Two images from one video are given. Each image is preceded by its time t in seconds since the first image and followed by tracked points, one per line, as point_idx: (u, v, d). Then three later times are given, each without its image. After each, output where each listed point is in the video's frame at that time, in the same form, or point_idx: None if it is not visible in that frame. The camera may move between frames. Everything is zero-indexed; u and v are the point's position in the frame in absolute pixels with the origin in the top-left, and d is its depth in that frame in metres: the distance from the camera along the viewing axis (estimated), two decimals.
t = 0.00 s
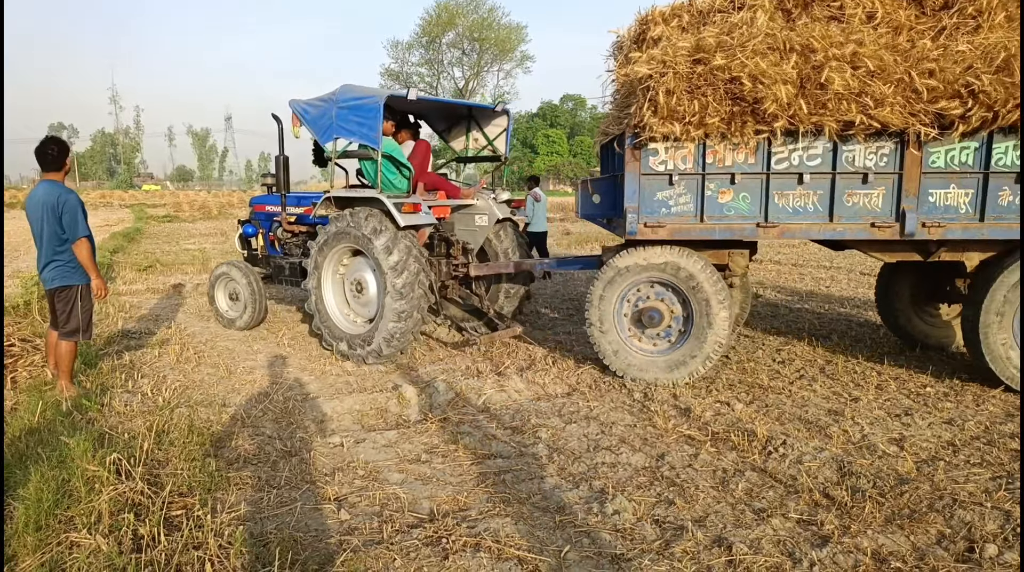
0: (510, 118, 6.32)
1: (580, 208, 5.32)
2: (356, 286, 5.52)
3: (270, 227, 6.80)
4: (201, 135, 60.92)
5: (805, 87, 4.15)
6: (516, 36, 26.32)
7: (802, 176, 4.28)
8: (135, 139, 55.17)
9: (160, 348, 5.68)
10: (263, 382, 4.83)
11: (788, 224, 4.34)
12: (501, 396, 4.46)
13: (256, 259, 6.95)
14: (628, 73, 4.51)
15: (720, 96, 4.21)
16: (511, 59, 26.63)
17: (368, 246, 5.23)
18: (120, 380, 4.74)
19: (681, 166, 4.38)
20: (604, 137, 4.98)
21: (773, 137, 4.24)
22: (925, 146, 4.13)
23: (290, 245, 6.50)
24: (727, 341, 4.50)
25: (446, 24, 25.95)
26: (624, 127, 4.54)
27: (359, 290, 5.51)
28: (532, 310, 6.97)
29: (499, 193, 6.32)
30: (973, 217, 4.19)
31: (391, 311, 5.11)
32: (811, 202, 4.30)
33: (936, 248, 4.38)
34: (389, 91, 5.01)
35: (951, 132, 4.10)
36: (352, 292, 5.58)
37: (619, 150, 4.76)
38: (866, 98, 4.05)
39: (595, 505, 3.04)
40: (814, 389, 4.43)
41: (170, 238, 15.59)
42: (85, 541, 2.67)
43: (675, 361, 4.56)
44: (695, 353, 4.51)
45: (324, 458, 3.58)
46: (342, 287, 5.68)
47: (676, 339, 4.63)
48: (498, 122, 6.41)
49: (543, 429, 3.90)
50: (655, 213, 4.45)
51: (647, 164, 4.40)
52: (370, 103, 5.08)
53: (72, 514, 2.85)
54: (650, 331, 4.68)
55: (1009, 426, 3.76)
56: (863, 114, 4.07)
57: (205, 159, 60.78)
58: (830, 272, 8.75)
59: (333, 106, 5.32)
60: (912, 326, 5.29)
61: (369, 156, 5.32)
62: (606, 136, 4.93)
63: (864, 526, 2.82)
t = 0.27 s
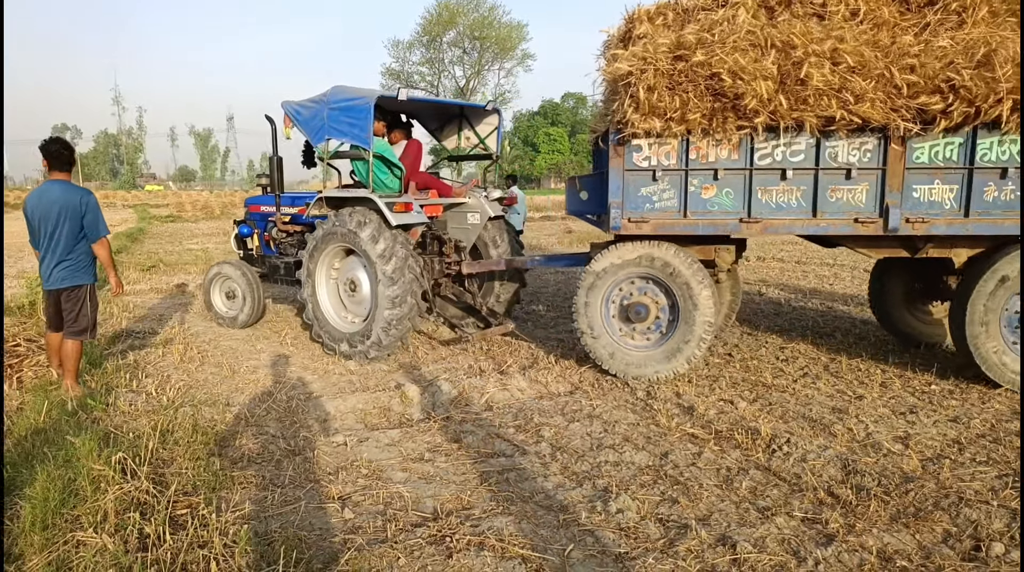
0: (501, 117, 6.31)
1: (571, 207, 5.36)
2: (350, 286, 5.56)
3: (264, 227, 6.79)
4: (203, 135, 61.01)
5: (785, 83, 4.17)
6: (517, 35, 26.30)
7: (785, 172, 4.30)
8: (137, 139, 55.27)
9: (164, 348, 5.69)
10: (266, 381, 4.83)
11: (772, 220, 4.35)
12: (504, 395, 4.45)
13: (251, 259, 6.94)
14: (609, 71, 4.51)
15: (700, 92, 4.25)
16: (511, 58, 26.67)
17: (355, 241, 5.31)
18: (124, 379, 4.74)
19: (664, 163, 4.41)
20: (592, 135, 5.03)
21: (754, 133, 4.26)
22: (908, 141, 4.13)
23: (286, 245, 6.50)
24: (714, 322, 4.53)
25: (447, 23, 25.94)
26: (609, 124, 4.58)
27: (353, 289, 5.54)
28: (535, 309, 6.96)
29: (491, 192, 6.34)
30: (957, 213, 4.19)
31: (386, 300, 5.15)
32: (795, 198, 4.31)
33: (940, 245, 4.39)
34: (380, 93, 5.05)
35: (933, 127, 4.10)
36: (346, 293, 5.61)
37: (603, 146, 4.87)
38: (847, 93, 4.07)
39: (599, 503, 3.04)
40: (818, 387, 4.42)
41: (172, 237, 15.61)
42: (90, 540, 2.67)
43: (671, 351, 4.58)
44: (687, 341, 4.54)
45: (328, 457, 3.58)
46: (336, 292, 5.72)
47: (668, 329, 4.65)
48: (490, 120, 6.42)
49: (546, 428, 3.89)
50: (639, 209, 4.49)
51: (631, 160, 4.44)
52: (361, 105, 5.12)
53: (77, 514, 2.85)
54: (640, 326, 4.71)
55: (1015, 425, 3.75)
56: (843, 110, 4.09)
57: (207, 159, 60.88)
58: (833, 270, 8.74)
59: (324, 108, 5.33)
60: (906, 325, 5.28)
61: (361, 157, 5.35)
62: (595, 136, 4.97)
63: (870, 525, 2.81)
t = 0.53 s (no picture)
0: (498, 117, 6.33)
1: (563, 205, 5.28)
2: (347, 286, 5.61)
3: (264, 226, 6.82)
4: (211, 134, 61.27)
5: (772, 85, 4.18)
6: (523, 36, 26.33)
7: (773, 173, 4.31)
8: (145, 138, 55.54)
9: (171, 345, 5.71)
10: (272, 380, 4.84)
11: (760, 221, 4.37)
12: (509, 395, 4.45)
13: (251, 257, 6.97)
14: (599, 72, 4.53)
15: (687, 93, 4.28)
16: (517, 59, 26.71)
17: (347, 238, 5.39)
18: (131, 377, 4.76)
19: (653, 163, 4.45)
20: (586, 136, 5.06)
21: (741, 134, 4.28)
22: (897, 143, 4.11)
23: (286, 244, 6.53)
24: (703, 305, 4.52)
25: (453, 24, 25.99)
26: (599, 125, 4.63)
27: (351, 289, 5.59)
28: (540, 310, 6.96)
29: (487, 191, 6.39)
30: (947, 215, 4.16)
31: (382, 290, 5.21)
32: (783, 199, 4.33)
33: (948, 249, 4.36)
34: (377, 95, 5.08)
35: (922, 129, 4.07)
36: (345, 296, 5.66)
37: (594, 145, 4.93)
38: (833, 95, 4.07)
39: (604, 505, 3.03)
40: (824, 391, 4.40)
41: (177, 236, 15.67)
42: (97, 537, 2.68)
43: (667, 344, 4.58)
44: (680, 332, 4.54)
45: (333, 456, 3.59)
46: (336, 297, 5.77)
47: (661, 323, 4.65)
48: (487, 120, 6.44)
49: (551, 429, 3.89)
50: (627, 209, 4.55)
51: (620, 161, 4.50)
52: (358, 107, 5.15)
53: (84, 510, 2.86)
54: (634, 325, 4.73)
55: None
56: (830, 112, 4.09)
57: (214, 158, 61.13)
58: (839, 273, 8.71)
59: (321, 109, 5.35)
60: (903, 327, 5.27)
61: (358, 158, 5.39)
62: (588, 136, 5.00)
63: (877, 530, 2.80)
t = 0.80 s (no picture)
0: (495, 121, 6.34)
1: (556, 210, 5.28)
2: (346, 290, 5.64)
3: (263, 230, 6.86)
4: (217, 139, 61.54)
5: (757, 91, 4.19)
6: (529, 41, 26.36)
7: (762, 178, 4.30)
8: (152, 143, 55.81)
9: (177, 350, 5.72)
10: (277, 385, 4.84)
11: (748, 225, 4.35)
12: (514, 400, 4.44)
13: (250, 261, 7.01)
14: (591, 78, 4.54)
15: (674, 99, 4.30)
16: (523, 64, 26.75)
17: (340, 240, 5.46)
18: (136, 382, 4.76)
19: (643, 168, 4.45)
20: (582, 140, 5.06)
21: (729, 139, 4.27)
22: (884, 148, 4.10)
23: (284, 247, 6.56)
24: (690, 295, 4.53)
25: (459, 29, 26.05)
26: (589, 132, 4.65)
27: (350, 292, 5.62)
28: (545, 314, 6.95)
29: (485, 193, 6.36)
30: (935, 219, 4.13)
31: (379, 284, 5.23)
32: (772, 204, 4.31)
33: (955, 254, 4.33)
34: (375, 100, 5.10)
35: (907, 134, 4.06)
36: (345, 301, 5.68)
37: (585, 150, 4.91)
38: (818, 101, 4.08)
39: (610, 511, 3.01)
40: (831, 396, 4.37)
41: (185, 241, 15.73)
42: (101, 542, 2.68)
43: (662, 341, 4.56)
44: (673, 326, 4.52)
45: (338, 461, 3.58)
46: (336, 304, 5.78)
47: (654, 320, 4.65)
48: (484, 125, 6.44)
49: (556, 434, 3.87)
50: (618, 214, 4.55)
51: (610, 166, 4.51)
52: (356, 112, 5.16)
53: (88, 516, 2.86)
54: (628, 327, 4.73)
55: None
56: (815, 117, 4.09)
57: (220, 163, 61.37)
58: (847, 278, 8.68)
59: (320, 115, 5.36)
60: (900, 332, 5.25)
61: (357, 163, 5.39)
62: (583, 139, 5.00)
63: (885, 537, 2.77)
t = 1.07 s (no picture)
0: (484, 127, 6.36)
1: (541, 218, 5.30)
2: (337, 297, 5.67)
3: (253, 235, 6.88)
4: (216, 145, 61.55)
5: (734, 101, 4.23)
6: (528, 48, 26.42)
7: (740, 187, 4.32)
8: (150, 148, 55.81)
9: (173, 355, 5.71)
10: (273, 391, 4.83)
11: (727, 233, 4.37)
12: (511, 407, 4.43)
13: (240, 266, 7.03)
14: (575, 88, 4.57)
15: (653, 110, 4.35)
16: (522, 71, 26.81)
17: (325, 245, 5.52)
18: (132, 387, 4.75)
19: (623, 177, 4.49)
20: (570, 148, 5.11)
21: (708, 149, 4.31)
22: (860, 157, 4.13)
23: (274, 252, 6.59)
24: (665, 289, 4.56)
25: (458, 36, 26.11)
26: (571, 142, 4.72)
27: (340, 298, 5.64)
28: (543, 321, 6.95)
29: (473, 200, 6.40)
30: (912, 228, 4.15)
31: (367, 280, 5.25)
32: (750, 213, 4.33)
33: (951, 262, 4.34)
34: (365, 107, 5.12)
35: (883, 144, 4.09)
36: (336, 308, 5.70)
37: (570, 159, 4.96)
38: (794, 111, 4.09)
39: (606, 519, 3.01)
40: (828, 404, 4.38)
41: (183, 245, 15.71)
42: (95, 549, 2.67)
43: (647, 338, 4.57)
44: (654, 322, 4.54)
45: (334, 468, 3.57)
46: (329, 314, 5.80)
47: (635, 320, 4.67)
48: (473, 131, 6.47)
49: (553, 441, 3.87)
50: (600, 223, 4.59)
51: (591, 175, 4.56)
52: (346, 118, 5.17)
53: (82, 522, 2.85)
54: (612, 333, 4.75)
55: None
56: (791, 127, 4.11)
57: (219, 168, 61.36)
58: (845, 286, 8.70)
59: (310, 121, 5.37)
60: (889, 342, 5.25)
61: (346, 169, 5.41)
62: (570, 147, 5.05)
63: (880, 545, 2.77)
